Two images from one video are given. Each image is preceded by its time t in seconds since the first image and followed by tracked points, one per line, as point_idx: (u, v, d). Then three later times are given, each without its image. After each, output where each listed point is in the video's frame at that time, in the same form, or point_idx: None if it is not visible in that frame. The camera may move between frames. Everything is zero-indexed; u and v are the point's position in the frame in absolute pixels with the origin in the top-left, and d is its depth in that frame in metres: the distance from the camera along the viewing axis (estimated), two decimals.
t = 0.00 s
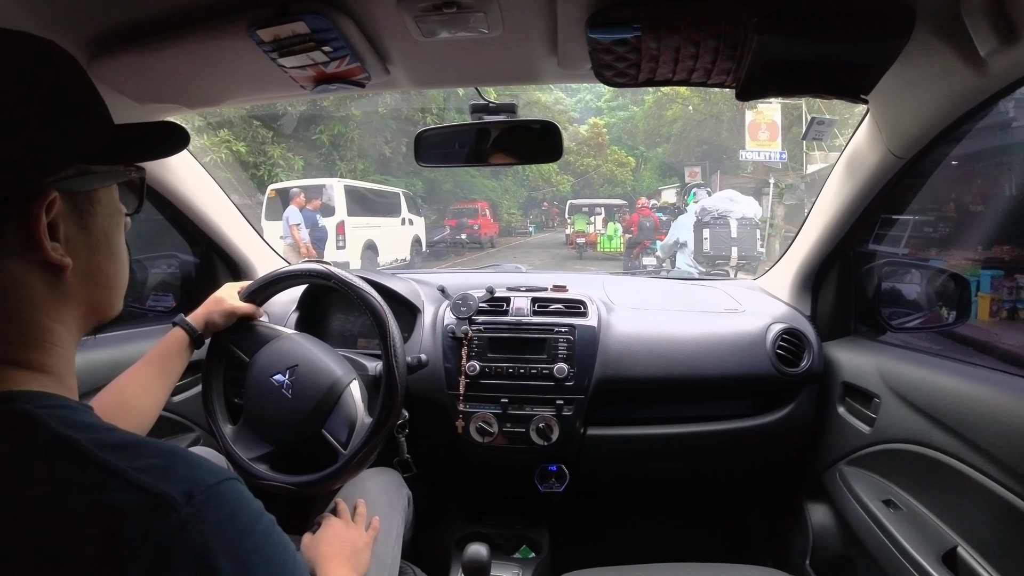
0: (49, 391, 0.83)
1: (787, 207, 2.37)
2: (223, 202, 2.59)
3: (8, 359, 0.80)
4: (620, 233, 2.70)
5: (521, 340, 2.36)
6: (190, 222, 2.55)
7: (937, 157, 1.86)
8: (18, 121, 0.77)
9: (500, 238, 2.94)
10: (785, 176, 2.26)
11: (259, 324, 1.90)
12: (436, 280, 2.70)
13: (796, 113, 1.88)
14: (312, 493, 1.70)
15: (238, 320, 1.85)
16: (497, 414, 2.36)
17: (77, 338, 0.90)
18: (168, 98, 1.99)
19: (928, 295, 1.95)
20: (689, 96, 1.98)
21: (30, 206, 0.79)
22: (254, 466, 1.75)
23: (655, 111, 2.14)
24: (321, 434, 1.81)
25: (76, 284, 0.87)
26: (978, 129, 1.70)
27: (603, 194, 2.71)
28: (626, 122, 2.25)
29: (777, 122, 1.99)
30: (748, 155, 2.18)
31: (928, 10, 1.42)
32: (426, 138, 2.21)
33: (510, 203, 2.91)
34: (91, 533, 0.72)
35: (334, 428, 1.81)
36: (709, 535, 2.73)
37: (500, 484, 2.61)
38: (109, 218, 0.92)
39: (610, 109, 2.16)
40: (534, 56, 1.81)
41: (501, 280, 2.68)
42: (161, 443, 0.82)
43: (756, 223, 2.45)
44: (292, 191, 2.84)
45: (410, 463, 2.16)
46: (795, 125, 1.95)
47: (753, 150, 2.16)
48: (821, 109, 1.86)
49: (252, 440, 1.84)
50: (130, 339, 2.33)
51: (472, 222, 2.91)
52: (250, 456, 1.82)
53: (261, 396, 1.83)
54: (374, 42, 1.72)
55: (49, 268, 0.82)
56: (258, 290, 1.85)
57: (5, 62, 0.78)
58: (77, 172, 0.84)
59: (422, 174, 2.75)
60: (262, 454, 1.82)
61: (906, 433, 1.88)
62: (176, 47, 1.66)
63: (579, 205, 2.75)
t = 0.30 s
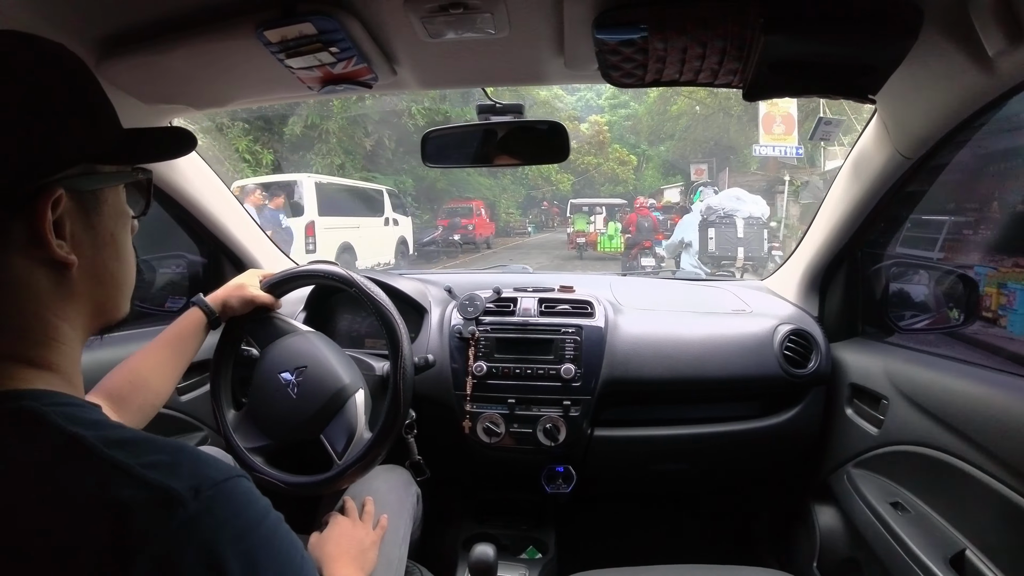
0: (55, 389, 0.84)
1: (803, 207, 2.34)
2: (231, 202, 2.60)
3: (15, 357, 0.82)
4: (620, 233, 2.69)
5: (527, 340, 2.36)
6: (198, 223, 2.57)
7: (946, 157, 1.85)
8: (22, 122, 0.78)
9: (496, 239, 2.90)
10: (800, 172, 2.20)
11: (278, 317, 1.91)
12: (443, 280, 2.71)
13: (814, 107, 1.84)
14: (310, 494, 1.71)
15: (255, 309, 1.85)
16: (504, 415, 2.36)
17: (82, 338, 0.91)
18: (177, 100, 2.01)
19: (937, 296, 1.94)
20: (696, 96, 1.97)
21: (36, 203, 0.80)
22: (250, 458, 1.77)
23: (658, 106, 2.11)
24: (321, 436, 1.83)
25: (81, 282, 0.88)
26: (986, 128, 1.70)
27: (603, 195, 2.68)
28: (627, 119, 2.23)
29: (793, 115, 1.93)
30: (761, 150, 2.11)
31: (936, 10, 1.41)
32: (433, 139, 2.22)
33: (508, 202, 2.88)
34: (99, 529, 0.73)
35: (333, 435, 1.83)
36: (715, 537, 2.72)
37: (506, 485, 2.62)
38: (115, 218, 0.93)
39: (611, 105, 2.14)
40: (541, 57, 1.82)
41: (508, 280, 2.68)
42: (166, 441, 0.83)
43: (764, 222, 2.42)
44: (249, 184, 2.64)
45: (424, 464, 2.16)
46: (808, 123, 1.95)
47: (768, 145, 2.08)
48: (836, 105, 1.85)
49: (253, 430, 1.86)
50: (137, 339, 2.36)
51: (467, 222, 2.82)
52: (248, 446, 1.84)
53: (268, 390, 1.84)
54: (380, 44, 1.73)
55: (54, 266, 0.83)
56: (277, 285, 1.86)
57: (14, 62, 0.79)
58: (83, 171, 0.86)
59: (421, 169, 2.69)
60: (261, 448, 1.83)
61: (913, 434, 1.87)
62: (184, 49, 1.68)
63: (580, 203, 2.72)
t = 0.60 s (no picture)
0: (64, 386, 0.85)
1: (818, 205, 2.32)
2: (238, 201, 2.62)
3: (26, 355, 0.83)
4: (617, 233, 2.67)
5: (533, 340, 2.36)
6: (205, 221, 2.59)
7: (955, 158, 1.83)
8: (31, 120, 0.79)
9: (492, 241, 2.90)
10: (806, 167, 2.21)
11: (280, 317, 1.91)
12: (451, 279, 2.71)
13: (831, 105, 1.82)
14: (315, 492, 1.72)
15: (259, 311, 1.87)
16: (509, 414, 2.37)
17: (91, 337, 0.92)
18: (185, 98, 2.03)
19: (945, 296, 1.92)
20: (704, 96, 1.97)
21: (40, 198, 0.81)
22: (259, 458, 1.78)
23: (661, 102, 2.09)
24: (328, 434, 1.84)
25: (88, 279, 0.89)
26: (995, 128, 1.68)
27: (603, 194, 2.65)
28: (624, 117, 2.20)
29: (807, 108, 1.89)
30: (773, 144, 2.10)
31: (944, 10, 1.40)
32: (439, 138, 2.22)
33: (505, 202, 2.84)
34: (106, 526, 0.73)
35: (341, 432, 1.84)
36: (720, 538, 2.72)
37: (511, 484, 2.62)
38: (122, 217, 0.94)
39: (610, 103, 2.14)
40: (548, 56, 1.82)
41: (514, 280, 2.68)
42: (173, 438, 0.84)
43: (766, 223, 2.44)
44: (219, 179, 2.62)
45: (429, 464, 2.15)
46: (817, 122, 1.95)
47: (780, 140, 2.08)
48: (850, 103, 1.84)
49: (261, 431, 1.87)
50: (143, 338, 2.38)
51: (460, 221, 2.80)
52: (256, 447, 1.85)
53: (274, 390, 1.85)
54: (387, 43, 1.74)
55: (60, 262, 0.84)
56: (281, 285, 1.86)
57: (20, 63, 0.81)
58: (88, 168, 0.86)
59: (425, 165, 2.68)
60: (269, 444, 1.85)
61: (920, 437, 1.86)
62: (193, 47, 1.69)
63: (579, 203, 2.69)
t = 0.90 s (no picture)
0: (69, 380, 0.85)
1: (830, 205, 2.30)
2: (241, 199, 2.63)
3: (30, 349, 0.83)
4: (611, 232, 2.69)
5: (535, 339, 2.37)
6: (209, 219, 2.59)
7: (958, 161, 1.83)
8: (36, 117, 0.79)
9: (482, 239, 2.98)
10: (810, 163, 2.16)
11: (271, 324, 1.94)
12: (454, 278, 2.71)
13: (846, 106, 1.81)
14: (319, 488, 1.73)
15: (249, 322, 1.89)
16: (511, 413, 2.37)
17: (96, 334, 0.92)
18: (189, 96, 2.03)
19: (947, 300, 1.91)
20: (705, 95, 1.97)
21: (51, 191, 0.81)
22: (274, 464, 1.77)
23: (662, 100, 2.11)
24: (341, 425, 1.85)
25: (96, 274, 0.89)
26: (999, 132, 1.68)
27: (600, 194, 2.68)
28: (622, 115, 2.22)
29: (822, 104, 1.83)
30: (786, 138, 2.02)
31: (949, 13, 1.40)
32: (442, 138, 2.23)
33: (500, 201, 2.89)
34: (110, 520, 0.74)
35: (353, 420, 1.85)
36: (721, 538, 2.72)
37: (511, 484, 2.63)
38: (131, 216, 0.95)
39: (608, 101, 2.16)
40: (553, 56, 1.82)
41: (516, 279, 2.68)
42: (178, 434, 0.84)
43: (757, 222, 2.44)
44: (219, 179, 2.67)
45: (429, 461, 2.15)
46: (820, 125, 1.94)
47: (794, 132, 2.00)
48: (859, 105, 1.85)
49: (271, 437, 1.87)
50: (146, 334, 2.38)
51: (448, 221, 2.80)
52: (269, 455, 1.85)
53: (277, 393, 1.85)
54: (392, 42, 1.74)
55: (69, 255, 0.85)
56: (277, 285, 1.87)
57: (28, 62, 0.81)
58: (96, 165, 0.87)
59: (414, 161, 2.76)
60: (281, 451, 1.85)
61: (921, 440, 1.86)
62: (197, 45, 1.69)
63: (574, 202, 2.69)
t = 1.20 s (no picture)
0: (71, 384, 0.85)
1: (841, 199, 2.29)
2: (242, 199, 2.63)
3: (32, 353, 0.83)
4: (604, 232, 2.71)
5: (536, 338, 2.37)
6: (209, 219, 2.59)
7: (959, 159, 1.83)
8: (37, 119, 0.79)
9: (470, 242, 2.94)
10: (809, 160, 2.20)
11: (266, 330, 1.95)
12: (455, 277, 2.71)
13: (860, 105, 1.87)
14: (320, 489, 1.73)
15: (245, 332, 1.91)
16: (512, 412, 2.37)
17: (96, 340, 0.92)
18: (189, 96, 2.03)
19: (948, 299, 1.91)
20: (704, 93, 1.97)
21: (56, 193, 0.82)
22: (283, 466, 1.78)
23: (663, 100, 2.12)
24: (346, 419, 1.85)
25: (100, 276, 0.90)
26: (1000, 130, 1.68)
27: (596, 195, 2.71)
28: (621, 113, 2.21)
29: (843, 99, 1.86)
30: (798, 132, 2.03)
31: (949, 11, 1.40)
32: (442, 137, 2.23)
33: (492, 201, 2.96)
34: (114, 522, 0.74)
35: (358, 413, 1.85)
36: (722, 537, 2.72)
37: (513, 483, 2.63)
38: (134, 218, 0.95)
39: (604, 100, 2.17)
40: (553, 55, 1.82)
41: (518, 279, 2.67)
42: (178, 441, 0.84)
43: (756, 220, 2.46)
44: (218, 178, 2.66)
45: (429, 461, 2.16)
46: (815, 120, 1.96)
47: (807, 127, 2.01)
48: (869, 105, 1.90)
49: (278, 441, 1.87)
50: (148, 334, 2.39)
51: (436, 221, 2.82)
52: (276, 459, 1.85)
53: (280, 395, 1.85)
54: (392, 42, 1.74)
55: (74, 257, 0.85)
56: (276, 287, 1.88)
57: (29, 62, 0.81)
58: (102, 166, 0.87)
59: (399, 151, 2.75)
60: (291, 454, 1.85)
61: (922, 439, 1.86)
62: (197, 45, 1.70)
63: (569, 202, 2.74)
